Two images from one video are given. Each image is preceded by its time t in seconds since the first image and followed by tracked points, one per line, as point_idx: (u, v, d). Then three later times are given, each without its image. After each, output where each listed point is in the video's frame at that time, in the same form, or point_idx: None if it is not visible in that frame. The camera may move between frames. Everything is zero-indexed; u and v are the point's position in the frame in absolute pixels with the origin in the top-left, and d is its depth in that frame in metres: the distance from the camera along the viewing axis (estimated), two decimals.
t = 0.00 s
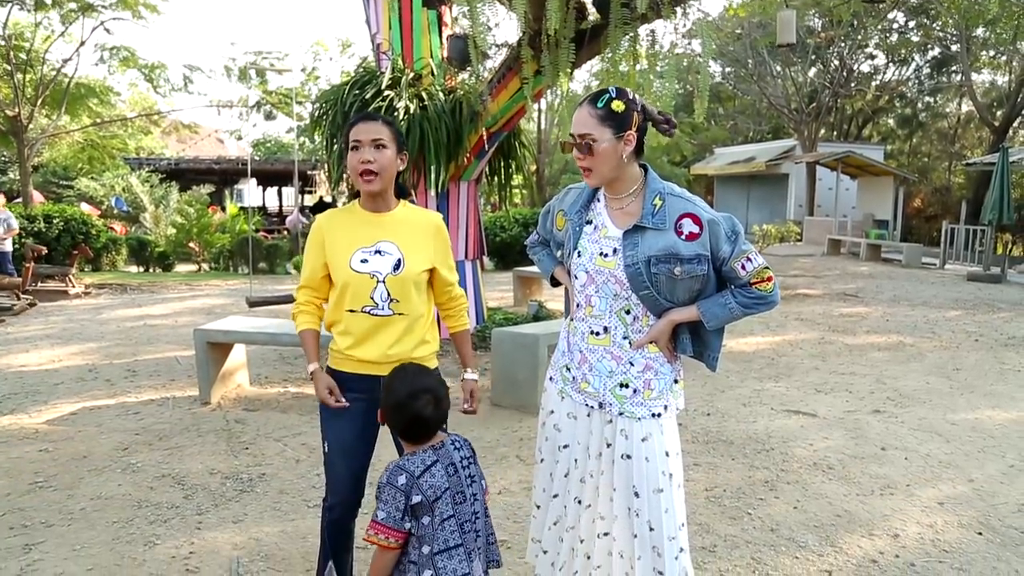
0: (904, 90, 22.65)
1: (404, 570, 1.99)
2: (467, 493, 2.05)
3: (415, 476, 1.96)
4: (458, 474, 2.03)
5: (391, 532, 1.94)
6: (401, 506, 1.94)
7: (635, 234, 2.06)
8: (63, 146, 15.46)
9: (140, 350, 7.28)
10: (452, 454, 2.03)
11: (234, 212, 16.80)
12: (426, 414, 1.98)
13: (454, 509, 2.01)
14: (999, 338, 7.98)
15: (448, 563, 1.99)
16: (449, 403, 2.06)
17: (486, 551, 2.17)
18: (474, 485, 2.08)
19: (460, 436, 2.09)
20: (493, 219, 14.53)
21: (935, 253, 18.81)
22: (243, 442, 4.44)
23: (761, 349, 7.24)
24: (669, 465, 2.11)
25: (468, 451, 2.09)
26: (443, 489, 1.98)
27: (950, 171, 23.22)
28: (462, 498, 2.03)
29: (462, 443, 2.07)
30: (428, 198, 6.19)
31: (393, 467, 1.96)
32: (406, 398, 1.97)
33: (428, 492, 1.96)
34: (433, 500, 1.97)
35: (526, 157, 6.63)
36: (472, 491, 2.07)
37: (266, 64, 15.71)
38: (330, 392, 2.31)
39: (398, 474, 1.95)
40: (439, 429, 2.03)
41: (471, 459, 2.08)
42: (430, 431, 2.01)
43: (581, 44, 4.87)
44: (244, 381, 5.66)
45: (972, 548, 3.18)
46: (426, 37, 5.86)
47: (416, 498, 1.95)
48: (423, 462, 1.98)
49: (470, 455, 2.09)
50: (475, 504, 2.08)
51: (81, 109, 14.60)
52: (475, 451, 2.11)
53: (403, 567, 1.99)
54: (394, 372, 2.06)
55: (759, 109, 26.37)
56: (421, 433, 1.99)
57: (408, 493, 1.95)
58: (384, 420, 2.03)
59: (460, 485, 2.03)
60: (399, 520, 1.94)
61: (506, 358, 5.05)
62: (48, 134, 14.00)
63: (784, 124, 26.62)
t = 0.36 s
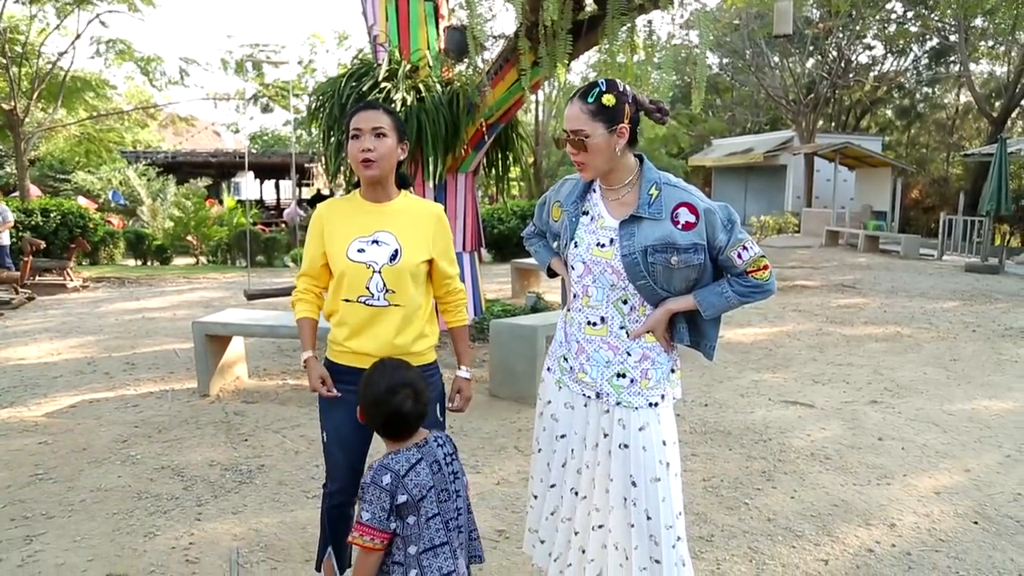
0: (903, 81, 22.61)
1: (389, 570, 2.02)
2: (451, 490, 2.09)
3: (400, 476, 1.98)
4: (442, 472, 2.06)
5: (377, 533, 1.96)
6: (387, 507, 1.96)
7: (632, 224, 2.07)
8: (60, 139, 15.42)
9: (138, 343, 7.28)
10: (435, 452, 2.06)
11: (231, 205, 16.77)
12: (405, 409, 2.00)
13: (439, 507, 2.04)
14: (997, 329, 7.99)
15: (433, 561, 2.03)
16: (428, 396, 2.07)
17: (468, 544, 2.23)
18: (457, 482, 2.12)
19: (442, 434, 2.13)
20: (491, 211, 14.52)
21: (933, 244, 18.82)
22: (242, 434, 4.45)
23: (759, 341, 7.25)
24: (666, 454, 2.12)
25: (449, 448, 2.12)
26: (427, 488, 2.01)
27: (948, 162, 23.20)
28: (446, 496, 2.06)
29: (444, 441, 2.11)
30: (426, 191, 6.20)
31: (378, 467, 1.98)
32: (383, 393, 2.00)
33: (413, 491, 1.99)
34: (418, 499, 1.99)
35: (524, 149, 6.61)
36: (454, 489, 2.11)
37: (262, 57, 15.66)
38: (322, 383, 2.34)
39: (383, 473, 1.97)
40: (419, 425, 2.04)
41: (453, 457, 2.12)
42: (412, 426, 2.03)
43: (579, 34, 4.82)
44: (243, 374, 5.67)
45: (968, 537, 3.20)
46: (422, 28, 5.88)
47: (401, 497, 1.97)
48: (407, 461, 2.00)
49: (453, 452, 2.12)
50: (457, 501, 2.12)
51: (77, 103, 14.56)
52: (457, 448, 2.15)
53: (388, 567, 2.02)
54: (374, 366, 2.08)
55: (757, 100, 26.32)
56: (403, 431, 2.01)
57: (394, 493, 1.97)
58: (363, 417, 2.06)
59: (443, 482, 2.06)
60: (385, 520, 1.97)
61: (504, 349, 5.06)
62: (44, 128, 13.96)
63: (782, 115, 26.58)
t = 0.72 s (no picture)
0: (903, 77, 22.54)
1: (391, 559, 2.05)
2: (444, 477, 2.14)
3: (400, 466, 2.00)
4: (434, 461, 2.10)
5: (383, 525, 1.98)
6: (390, 498, 1.98)
7: (623, 221, 2.07)
8: (60, 136, 15.42)
9: (138, 339, 7.29)
10: (428, 442, 2.10)
11: (232, 201, 16.78)
12: (400, 402, 2.01)
13: (435, 495, 2.08)
14: (996, 325, 8.00)
15: (433, 547, 2.08)
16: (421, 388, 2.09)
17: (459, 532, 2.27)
18: (447, 470, 2.17)
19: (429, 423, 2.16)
20: (490, 207, 14.52)
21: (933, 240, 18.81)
22: (240, 430, 4.46)
23: (758, 337, 7.26)
24: (658, 451, 2.13)
25: (436, 437, 2.17)
26: (424, 475, 2.05)
27: (949, 157, 23.17)
28: (440, 483, 2.11)
29: (433, 430, 2.14)
30: (425, 187, 6.21)
31: (377, 459, 2.00)
32: (376, 388, 2.00)
33: (411, 480, 2.01)
34: (417, 488, 2.03)
35: (522, 145, 6.61)
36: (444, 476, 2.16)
37: (262, 53, 15.64)
38: (312, 381, 2.37)
39: (383, 465, 1.99)
40: (413, 416, 2.06)
41: (442, 445, 2.16)
42: (406, 418, 2.05)
43: (576, 31, 4.83)
44: (243, 370, 5.69)
45: (963, 533, 3.21)
46: (421, 25, 5.85)
47: (402, 487, 2.00)
48: (405, 451, 2.03)
49: (441, 441, 2.17)
50: (448, 488, 2.16)
51: (78, 99, 14.57)
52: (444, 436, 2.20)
53: (389, 558, 2.04)
54: (366, 361, 2.09)
55: (757, 96, 26.29)
56: (399, 421, 2.03)
57: (395, 483, 1.99)
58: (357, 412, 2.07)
59: (436, 470, 2.10)
60: (389, 511, 1.98)
61: (502, 345, 5.06)
62: (45, 124, 13.97)
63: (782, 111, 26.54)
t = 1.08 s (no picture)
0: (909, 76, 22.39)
1: (380, 533, 2.11)
2: (437, 460, 2.19)
3: (394, 445, 2.07)
4: (429, 443, 2.17)
5: (374, 498, 2.05)
6: (383, 473, 2.05)
7: (612, 219, 2.09)
8: (65, 132, 15.45)
9: (141, 336, 7.32)
10: (423, 425, 2.16)
11: (235, 198, 16.81)
12: (400, 390, 2.07)
13: (427, 475, 2.15)
14: (998, 324, 7.99)
15: (422, 525, 2.13)
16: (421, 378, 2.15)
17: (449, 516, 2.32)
18: (441, 453, 2.23)
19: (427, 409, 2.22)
20: (493, 205, 14.53)
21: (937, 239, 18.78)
22: (240, 426, 4.48)
23: (759, 335, 7.26)
24: (649, 448, 2.14)
25: (433, 422, 2.23)
26: (417, 455, 2.12)
27: (954, 155, 23.09)
28: (432, 465, 2.17)
29: (429, 415, 2.20)
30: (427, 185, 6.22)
31: (372, 437, 2.07)
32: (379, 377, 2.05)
33: (405, 458, 2.08)
34: (409, 466, 2.09)
35: (524, 143, 6.62)
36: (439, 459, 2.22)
37: (266, 50, 15.67)
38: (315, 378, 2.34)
39: (378, 443, 2.07)
40: (411, 401, 2.13)
41: (437, 430, 2.22)
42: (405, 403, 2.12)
43: (576, 29, 4.84)
44: (244, 366, 5.72)
45: (960, 532, 3.22)
46: (423, 23, 5.86)
47: (395, 464, 2.07)
48: (400, 432, 2.10)
49: (437, 426, 2.23)
50: (441, 472, 2.23)
51: (83, 96, 14.62)
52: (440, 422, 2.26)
53: (380, 531, 2.10)
54: (369, 349, 2.13)
55: (761, 94, 26.24)
56: (396, 405, 2.09)
57: (388, 460, 2.06)
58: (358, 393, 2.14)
59: (430, 452, 2.17)
60: (381, 486, 2.05)
61: (502, 343, 5.07)
62: (50, 121, 14.03)
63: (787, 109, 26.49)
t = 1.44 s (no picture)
0: (917, 79, 22.35)
1: (368, 522, 2.15)
2: (428, 454, 2.21)
3: (384, 437, 2.10)
4: (422, 437, 2.19)
5: (364, 487, 2.08)
6: (372, 464, 2.09)
7: (601, 205, 2.12)
8: (74, 135, 15.51)
9: (147, 337, 7.36)
10: (417, 418, 2.18)
11: (243, 201, 16.86)
12: (394, 387, 2.09)
13: (417, 467, 2.17)
14: (1004, 328, 7.95)
15: (408, 515, 2.17)
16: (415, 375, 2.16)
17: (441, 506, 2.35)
18: (434, 447, 2.25)
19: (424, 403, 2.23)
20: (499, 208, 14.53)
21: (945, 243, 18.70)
22: (243, 427, 4.51)
23: (763, 339, 7.25)
24: (640, 448, 2.16)
25: (428, 415, 2.25)
26: (407, 448, 2.14)
27: (962, 159, 22.98)
28: (424, 459, 2.20)
29: (424, 409, 2.22)
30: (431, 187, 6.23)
31: (365, 427, 2.10)
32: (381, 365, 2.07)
33: (395, 451, 2.11)
34: (400, 458, 2.13)
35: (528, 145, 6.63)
36: (431, 451, 2.24)
37: (274, 53, 15.76)
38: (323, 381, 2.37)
39: (371, 433, 2.10)
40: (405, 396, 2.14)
41: (432, 424, 2.24)
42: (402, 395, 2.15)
43: (579, 31, 4.85)
44: (247, 366, 5.74)
45: (961, 537, 3.21)
46: (427, 27, 5.81)
47: (384, 455, 2.10)
48: (392, 425, 2.12)
49: (432, 420, 2.25)
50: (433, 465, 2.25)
51: (93, 99, 14.72)
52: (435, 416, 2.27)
53: (368, 519, 2.14)
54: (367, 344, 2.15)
55: (769, 98, 26.21)
56: (390, 397, 2.11)
57: (378, 451, 2.09)
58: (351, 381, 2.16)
59: (422, 446, 2.19)
60: (371, 476, 2.09)
61: (505, 345, 5.07)
62: (60, 123, 14.11)
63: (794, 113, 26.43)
